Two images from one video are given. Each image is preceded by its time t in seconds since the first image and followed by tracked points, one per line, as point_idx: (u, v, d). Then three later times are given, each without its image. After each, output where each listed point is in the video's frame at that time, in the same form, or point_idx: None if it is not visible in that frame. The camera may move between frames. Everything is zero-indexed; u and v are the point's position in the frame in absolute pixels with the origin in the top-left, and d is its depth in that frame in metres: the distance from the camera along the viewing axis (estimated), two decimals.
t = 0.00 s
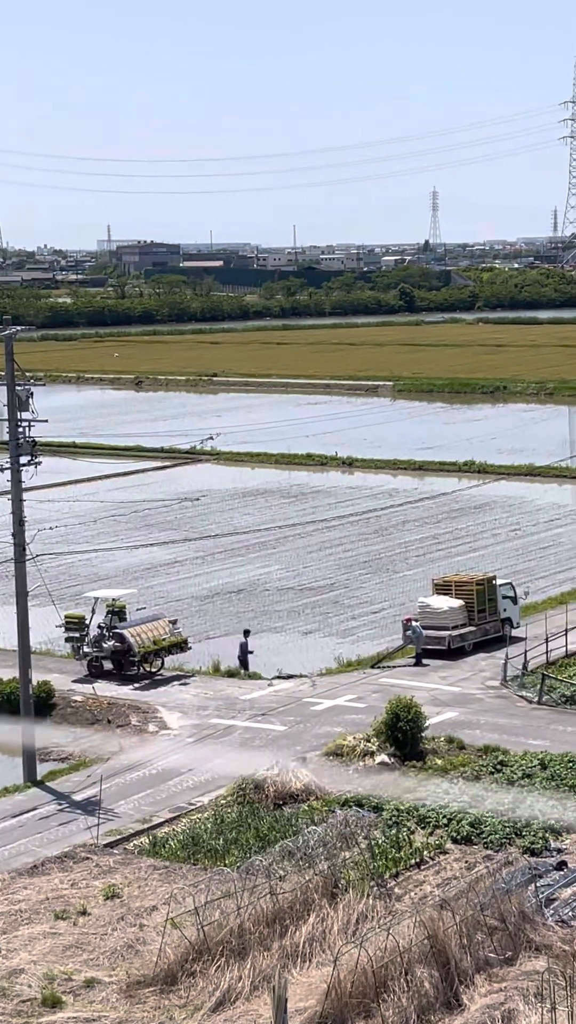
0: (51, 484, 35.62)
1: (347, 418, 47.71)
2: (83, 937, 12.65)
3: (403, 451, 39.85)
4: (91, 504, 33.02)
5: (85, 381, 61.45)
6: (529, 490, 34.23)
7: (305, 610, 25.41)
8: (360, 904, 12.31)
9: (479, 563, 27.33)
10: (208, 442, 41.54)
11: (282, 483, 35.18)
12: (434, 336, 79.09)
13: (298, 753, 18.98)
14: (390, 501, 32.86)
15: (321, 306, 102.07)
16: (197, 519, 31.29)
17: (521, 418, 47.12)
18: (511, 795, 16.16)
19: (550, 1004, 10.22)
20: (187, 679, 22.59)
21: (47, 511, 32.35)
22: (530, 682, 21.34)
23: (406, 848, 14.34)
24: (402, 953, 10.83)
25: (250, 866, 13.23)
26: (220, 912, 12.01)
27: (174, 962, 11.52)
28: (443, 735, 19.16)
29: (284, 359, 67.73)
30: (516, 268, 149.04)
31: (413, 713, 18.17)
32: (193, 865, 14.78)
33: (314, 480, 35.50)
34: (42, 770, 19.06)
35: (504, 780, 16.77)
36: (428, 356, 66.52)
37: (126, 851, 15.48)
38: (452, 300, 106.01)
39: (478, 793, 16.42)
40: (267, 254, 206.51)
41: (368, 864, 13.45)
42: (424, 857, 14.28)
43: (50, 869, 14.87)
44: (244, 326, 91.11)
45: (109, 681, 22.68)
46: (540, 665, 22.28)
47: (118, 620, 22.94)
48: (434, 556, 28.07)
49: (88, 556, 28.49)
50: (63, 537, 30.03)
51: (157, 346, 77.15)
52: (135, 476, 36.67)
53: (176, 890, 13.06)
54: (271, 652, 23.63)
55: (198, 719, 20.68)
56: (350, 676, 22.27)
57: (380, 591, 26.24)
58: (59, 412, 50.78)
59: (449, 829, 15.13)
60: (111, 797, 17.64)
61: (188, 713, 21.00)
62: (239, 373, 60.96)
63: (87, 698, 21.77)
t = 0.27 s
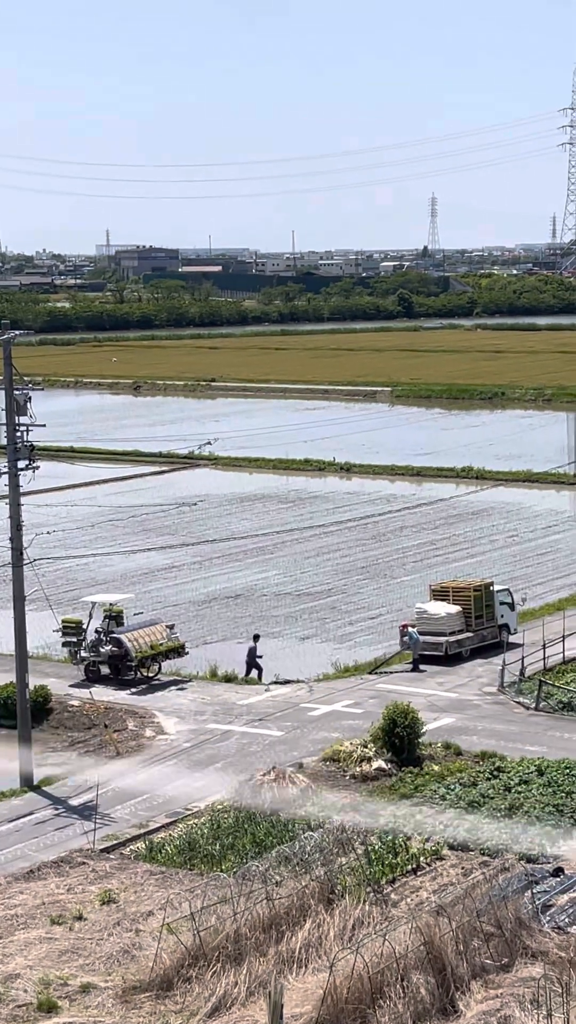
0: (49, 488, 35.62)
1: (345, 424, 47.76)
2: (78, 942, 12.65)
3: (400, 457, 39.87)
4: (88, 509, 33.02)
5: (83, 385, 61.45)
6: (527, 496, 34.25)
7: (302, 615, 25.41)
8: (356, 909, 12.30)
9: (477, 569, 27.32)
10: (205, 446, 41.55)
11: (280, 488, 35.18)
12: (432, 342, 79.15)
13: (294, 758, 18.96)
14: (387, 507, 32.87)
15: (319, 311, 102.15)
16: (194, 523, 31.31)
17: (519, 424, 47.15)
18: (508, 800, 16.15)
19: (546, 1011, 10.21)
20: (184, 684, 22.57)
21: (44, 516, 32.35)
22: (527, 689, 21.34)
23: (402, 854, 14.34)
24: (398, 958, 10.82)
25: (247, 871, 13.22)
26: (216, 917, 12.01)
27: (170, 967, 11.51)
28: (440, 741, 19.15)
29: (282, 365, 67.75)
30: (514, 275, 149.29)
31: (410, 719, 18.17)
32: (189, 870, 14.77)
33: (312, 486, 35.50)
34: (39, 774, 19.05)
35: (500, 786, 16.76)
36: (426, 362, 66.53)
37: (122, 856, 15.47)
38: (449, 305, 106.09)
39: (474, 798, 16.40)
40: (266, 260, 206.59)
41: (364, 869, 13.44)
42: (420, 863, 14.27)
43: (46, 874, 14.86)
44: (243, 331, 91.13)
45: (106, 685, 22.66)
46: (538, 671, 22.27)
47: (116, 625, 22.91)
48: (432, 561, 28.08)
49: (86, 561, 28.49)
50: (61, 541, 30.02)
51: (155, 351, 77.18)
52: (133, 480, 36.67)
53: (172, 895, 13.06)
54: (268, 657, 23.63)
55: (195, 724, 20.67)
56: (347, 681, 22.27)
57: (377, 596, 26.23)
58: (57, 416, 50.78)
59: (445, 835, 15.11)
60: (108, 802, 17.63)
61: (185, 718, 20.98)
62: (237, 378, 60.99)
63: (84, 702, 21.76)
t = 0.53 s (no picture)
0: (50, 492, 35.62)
1: (346, 428, 47.75)
2: (78, 946, 12.65)
3: (401, 461, 39.88)
4: (89, 513, 33.01)
5: (84, 389, 61.45)
6: (528, 501, 34.26)
7: (303, 619, 25.40)
8: (355, 913, 12.28)
9: (477, 574, 27.32)
10: (206, 451, 41.55)
11: (281, 493, 35.18)
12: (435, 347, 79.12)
13: (294, 762, 18.95)
14: (388, 512, 32.86)
15: (320, 316, 102.28)
16: (195, 528, 31.31)
17: (519, 429, 47.16)
18: (508, 805, 16.13)
19: (545, 1017, 10.17)
20: (185, 688, 22.56)
21: (45, 520, 32.36)
22: (527, 694, 21.33)
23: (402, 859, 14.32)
24: (397, 964, 10.80)
25: (246, 875, 13.20)
26: (215, 922, 11.99)
27: (169, 971, 11.50)
28: (440, 746, 19.13)
29: (283, 369, 67.77)
30: (516, 281, 149.36)
31: (409, 724, 18.15)
32: (189, 875, 14.75)
33: (312, 490, 35.49)
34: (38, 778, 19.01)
35: (500, 791, 16.75)
36: (428, 368, 66.56)
37: (122, 861, 15.45)
38: (450, 311, 106.15)
39: (474, 802, 16.36)
40: (267, 264, 206.82)
41: (364, 875, 13.42)
42: (419, 868, 14.24)
43: (45, 878, 14.83)
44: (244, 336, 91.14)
45: (105, 689, 22.64)
46: (537, 676, 22.26)
47: (116, 629, 22.89)
48: (432, 566, 28.07)
49: (86, 565, 28.48)
50: (62, 545, 30.02)
51: (157, 356, 77.14)
52: (134, 484, 36.67)
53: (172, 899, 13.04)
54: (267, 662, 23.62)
55: (195, 728, 20.64)
56: (347, 686, 22.24)
57: (377, 601, 26.23)
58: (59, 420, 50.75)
59: (445, 840, 15.09)
60: (107, 806, 17.62)
61: (184, 722, 20.95)
62: (238, 383, 60.99)
63: (84, 706, 21.73)
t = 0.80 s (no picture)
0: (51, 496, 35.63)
1: (347, 433, 47.78)
2: (78, 949, 12.65)
3: (403, 466, 39.88)
4: (90, 517, 33.01)
5: (86, 392, 61.48)
6: (529, 505, 34.25)
7: (304, 623, 25.40)
8: (355, 917, 12.26)
9: (479, 579, 27.30)
10: (208, 455, 41.54)
11: (282, 497, 35.17)
12: (438, 352, 79.07)
13: (295, 766, 18.93)
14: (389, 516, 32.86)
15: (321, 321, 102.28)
16: (196, 532, 31.31)
17: (521, 434, 47.16)
18: (509, 810, 16.12)
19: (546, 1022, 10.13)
20: (186, 692, 22.55)
21: (46, 523, 32.35)
22: (528, 700, 21.31)
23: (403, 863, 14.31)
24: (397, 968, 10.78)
25: (247, 879, 13.20)
26: (216, 926, 11.98)
27: (170, 975, 11.50)
28: (441, 751, 19.11)
29: (285, 373, 67.80)
30: (519, 286, 149.22)
31: (410, 729, 18.13)
32: (190, 878, 14.74)
33: (313, 494, 35.49)
34: (39, 782, 19.00)
35: (501, 796, 16.73)
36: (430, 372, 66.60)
37: (122, 864, 15.44)
38: (452, 315, 106.14)
39: (475, 806, 16.34)
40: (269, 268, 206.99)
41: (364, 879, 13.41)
42: (420, 872, 14.23)
43: (45, 883, 14.82)
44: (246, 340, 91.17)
45: (106, 693, 22.64)
46: (539, 682, 22.24)
47: (117, 632, 22.89)
48: (433, 571, 28.06)
49: (88, 568, 28.47)
50: (63, 549, 30.02)
51: (159, 360, 77.16)
52: (135, 488, 36.69)
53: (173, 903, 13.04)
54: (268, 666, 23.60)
55: (196, 732, 20.63)
56: (348, 690, 22.24)
57: (379, 606, 26.21)
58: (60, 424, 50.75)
59: (446, 844, 15.09)
60: (108, 810, 17.61)
61: (185, 726, 20.94)
62: (240, 387, 61.03)
63: (85, 709, 21.72)
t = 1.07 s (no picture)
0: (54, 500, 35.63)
1: (350, 437, 47.76)
2: (81, 954, 12.64)
3: (406, 471, 39.89)
4: (93, 521, 33.01)
5: (89, 397, 61.51)
6: (532, 511, 34.25)
7: (307, 628, 25.38)
8: (357, 922, 12.23)
9: (482, 584, 27.29)
10: (211, 460, 41.54)
11: (285, 502, 35.17)
12: (441, 357, 79.08)
13: (298, 772, 18.91)
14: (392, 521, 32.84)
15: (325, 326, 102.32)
16: (199, 537, 31.31)
17: (524, 439, 47.15)
18: (511, 816, 16.10)
19: None
20: (188, 697, 22.54)
21: (50, 528, 32.35)
22: (531, 705, 21.29)
23: (405, 868, 14.29)
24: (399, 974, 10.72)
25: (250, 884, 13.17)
26: (218, 931, 11.94)
27: (173, 980, 11.48)
28: (444, 757, 19.09)
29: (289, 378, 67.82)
30: (523, 291, 149.19)
31: (413, 734, 18.11)
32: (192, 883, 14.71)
33: (317, 499, 35.49)
34: (41, 787, 18.99)
35: (504, 802, 16.72)
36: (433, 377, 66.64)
37: (125, 869, 15.42)
38: (455, 320, 106.22)
39: (478, 812, 16.32)
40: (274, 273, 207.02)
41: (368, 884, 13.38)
42: (423, 878, 14.21)
43: (47, 887, 14.81)
44: (250, 344, 91.23)
45: (109, 698, 22.64)
46: (542, 687, 22.22)
47: (120, 637, 22.88)
48: (436, 576, 28.05)
49: (91, 573, 28.47)
50: (66, 553, 30.02)
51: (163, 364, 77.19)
52: (138, 493, 36.69)
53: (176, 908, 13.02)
54: (271, 671, 23.59)
55: (198, 737, 20.61)
56: (351, 696, 22.22)
57: (382, 611, 26.19)
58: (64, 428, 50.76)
59: (449, 850, 15.07)
60: (111, 815, 17.59)
61: (187, 731, 20.92)
62: (244, 392, 61.07)
63: (88, 714, 21.72)
